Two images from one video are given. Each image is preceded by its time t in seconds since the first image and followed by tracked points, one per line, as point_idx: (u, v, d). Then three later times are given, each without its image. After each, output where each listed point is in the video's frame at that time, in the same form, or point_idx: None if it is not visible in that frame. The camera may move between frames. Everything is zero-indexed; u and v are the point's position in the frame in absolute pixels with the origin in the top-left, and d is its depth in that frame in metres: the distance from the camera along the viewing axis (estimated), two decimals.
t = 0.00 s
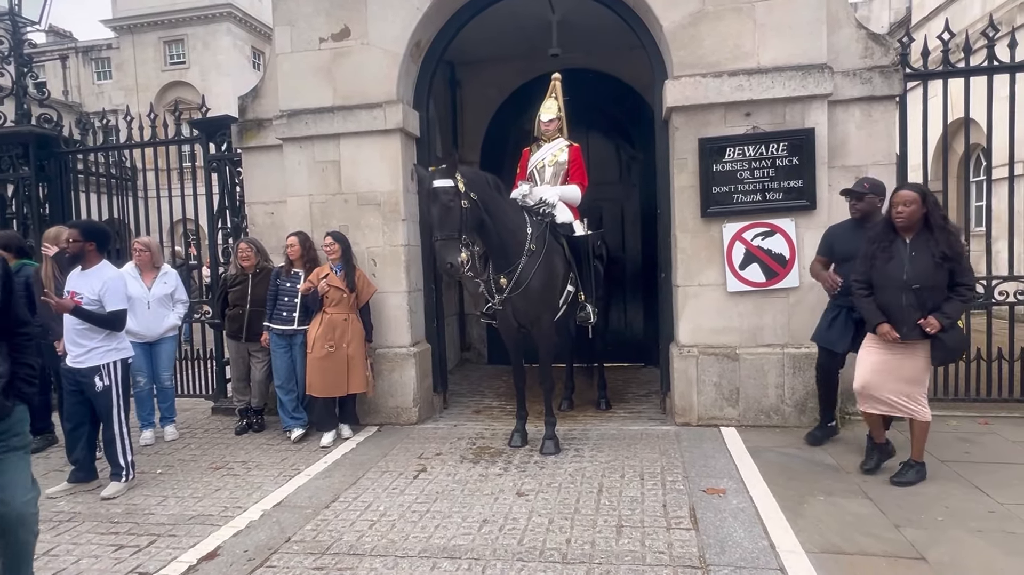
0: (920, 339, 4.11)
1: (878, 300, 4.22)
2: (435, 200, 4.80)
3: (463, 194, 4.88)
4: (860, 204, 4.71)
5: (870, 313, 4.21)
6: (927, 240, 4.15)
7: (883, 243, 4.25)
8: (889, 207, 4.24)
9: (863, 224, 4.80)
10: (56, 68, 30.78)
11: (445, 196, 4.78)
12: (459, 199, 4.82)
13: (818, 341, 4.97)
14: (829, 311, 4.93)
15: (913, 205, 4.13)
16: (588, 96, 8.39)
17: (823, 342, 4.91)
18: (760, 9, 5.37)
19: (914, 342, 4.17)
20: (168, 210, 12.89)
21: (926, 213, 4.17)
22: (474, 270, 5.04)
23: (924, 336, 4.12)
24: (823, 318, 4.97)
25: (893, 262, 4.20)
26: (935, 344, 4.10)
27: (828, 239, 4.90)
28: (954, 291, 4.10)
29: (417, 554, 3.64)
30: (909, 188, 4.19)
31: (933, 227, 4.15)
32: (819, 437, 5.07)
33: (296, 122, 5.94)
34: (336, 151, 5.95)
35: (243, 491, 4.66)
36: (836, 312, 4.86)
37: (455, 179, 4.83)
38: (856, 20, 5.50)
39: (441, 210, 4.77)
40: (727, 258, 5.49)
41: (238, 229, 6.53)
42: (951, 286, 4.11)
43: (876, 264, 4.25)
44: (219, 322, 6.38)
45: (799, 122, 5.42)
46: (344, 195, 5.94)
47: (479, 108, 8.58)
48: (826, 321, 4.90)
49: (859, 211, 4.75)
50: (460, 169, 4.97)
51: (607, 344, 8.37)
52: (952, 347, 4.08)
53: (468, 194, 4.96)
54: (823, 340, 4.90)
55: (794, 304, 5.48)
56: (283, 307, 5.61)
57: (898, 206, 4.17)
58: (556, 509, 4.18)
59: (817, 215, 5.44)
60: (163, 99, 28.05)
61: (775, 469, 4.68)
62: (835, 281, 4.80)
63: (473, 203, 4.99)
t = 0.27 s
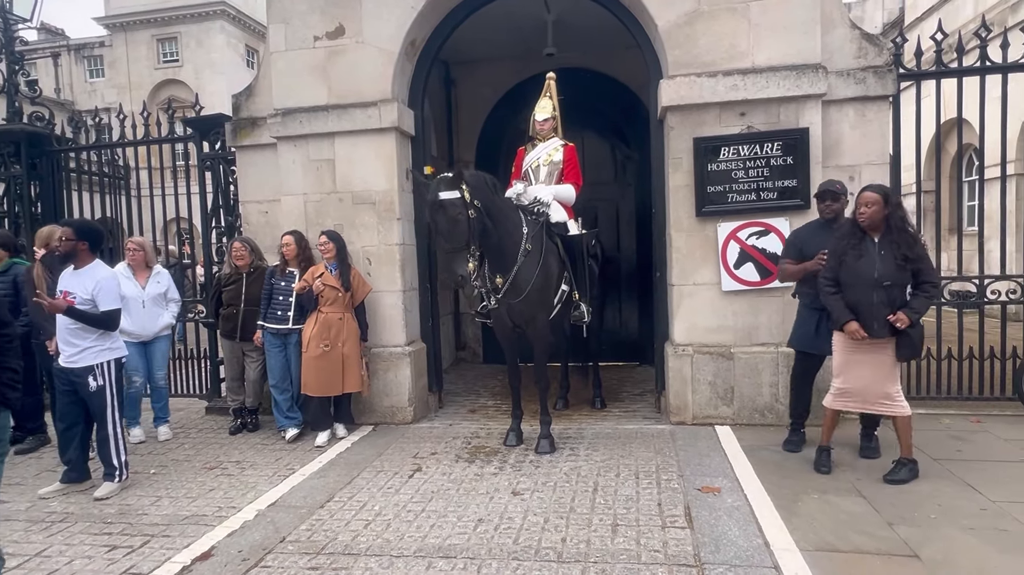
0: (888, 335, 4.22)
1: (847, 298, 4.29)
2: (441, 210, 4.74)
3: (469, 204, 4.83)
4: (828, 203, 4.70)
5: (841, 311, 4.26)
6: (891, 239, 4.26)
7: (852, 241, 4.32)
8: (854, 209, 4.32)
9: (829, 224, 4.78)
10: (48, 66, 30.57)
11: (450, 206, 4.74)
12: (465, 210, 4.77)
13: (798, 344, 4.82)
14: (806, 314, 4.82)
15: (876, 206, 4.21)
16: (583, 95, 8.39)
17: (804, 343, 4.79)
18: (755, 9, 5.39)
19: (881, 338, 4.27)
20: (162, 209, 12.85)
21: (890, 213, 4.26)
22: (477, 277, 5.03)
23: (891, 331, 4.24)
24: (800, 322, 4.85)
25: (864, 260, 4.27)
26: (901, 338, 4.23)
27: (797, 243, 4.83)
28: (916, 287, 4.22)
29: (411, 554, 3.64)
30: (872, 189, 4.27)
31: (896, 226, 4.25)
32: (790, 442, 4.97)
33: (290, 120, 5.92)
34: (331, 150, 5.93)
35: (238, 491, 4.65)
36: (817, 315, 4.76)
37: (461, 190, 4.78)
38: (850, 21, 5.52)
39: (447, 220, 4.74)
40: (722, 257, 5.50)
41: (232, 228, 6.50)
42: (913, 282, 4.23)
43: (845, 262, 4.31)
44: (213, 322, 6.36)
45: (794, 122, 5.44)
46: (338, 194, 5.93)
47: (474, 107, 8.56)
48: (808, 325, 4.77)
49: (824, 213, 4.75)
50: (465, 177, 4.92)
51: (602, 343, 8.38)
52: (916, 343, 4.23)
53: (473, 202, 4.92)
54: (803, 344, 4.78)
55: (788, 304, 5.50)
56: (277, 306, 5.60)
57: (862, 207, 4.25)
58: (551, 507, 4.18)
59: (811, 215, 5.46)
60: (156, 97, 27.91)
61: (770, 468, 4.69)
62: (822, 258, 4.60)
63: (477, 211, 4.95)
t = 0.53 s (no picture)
0: (862, 331, 4.29)
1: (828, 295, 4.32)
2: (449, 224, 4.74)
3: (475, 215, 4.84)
4: (808, 203, 4.72)
5: (830, 304, 4.26)
6: (866, 238, 4.33)
7: (831, 240, 4.36)
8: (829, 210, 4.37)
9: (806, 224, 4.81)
10: (42, 64, 30.41)
11: (460, 220, 4.74)
12: (473, 221, 4.79)
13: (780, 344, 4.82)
14: (789, 313, 4.80)
15: (850, 207, 4.27)
16: (580, 95, 8.39)
17: (785, 342, 4.78)
18: (752, 9, 5.39)
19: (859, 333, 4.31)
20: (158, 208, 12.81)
21: (863, 213, 4.33)
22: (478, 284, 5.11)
23: (864, 326, 4.29)
24: (783, 321, 4.83)
25: (843, 258, 4.31)
26: (875, 332, 4.27)
27: (776, 241, 4.81)
28: (889, 283, 4.30)
29: (408, 554, 3.63)
30: (846, 190, 4.33)
31: (869, 226, 4.32)
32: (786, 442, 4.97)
33: (286, 119, 5.90)
34: (327, 149, 5.92)
35: (234, 491, 4.63)
36: (801, 315, 4.74)
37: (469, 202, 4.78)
38: (846, 20, 5.53)
39: (456, 233, 4.74)
40: (718, 256, 5.51)
41: (228, 227, 6.48)
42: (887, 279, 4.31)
43: (825, 260, 4.34)
44: (209, 321, 6.33)
45: (790, 122, 5.44)
46: (335, 194, 5.91)
47: (471, 106, 8.56)
48: (793, 326, 4.74)
49: (803, 212, 4.78)
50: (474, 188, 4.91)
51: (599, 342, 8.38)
52: (891, 336, 4.25)
53: (479, 213, 4.93)
54: (786, 344, 4.77)
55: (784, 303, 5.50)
56: (273, 304, 5.59)
57: (837, 208, 4.30)
58: (548, 507, 4.17)
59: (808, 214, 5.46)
60: (151, 96, 27.80)
61: (767, 467, 4.69)
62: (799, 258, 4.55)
63: (482, 220, 4.98)
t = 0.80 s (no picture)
0: (858, 329, 4.30)
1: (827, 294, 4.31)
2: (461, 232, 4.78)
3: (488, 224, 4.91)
4: (804, 201, 4.74)
5: (840, 295, 4.21)
6: (860, 237, 4.36)
7: (827, 239, 4.37)
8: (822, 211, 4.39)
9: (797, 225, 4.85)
10: (39, 63, 30.33)
11: (473, 228, 4.81)
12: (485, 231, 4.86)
13: (775, 343, 4.80)
14: (782, 312, 4.80)
15: (844, 207, 4.29)
16: (579, 94, 8.39)
17: (779, 341, 4.77)
18: (750, 9, 5.39)
19: (854, 329, 4.30)
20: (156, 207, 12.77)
21: (856, 213, 4.35)
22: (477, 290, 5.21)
23: (860, 324, 4.29)
24: (777, 320, 4.82)
25: (840, 257, 4.32)
26: (871, 330, 4.25)
27: (771, 240, 4.79)
28: (884, 281, 4.32)
29: (407, 554, 3.62)
30: (839, 190, 4.34)
31: (862, 225, 4.34)
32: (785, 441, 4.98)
33: (284, 118, 5.89)
34: (325, 148, 5.91)
35: (231, 491, 4.62)
36: (795, 313, 4.74)
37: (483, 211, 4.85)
38: (845, 20, 5.53)
39: (469, 241, 4.81)
40: (717, 256, 5.51)
41: (226, 226, 6.47)
42: (882, 276, 4.33)
43: (823, 260, 4.34)
44: (207, 321, 6.32)
45: (789, 121, 5.44)
46: (333, 193, 5.90)
47: (469, 105, 8.55)
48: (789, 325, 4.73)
49: (797, 211, 4.79)
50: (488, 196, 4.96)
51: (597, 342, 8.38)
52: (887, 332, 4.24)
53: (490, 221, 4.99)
54: (782, 343, 4.74)
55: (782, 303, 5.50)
56: (271, 303, 5.58)
57: (831, 209, 4.31)
58: (547, 507, 4.17)
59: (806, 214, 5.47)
60: (148, 95, 27.75)
61: (765, 466, 4.69)
62: (797, 258, 4.52)
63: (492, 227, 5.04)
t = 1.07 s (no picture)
0: (861, 329, 4.29)
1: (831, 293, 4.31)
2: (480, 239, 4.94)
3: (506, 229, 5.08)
4: (798, 202, 4.71)
5: (845, 296, 4.21)
6: (864, 237, 4.37)
7: (831, 240, 4.39)
8: (825, 211, 4.41)
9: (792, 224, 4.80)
10: (40, 62, 30.33)
11: (493, 236, 4.97)
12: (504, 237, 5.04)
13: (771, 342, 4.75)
14: (777, 310, 4.75)
15: (849, 207, 4.31)
16: (578, 94, 8.39)
17: (776, 340, 4.72)
18: (751, 8, 5.39)
19: (859, 329, 4.29)
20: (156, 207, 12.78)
21: (861, 213, 4.36)
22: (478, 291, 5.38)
23: (864, 324, 4.28)
24: (772, 318, 4.77)
25: (844, 257, 4.33)
26: (874, 330, 4.24)
27: (768, 240, 4.77)
28: (888, 281, 4.30)
29: (407, 554, 3.62)
30: (844, 191, 4.37)
31: (866, 226, 4.36)
32: (773, 443, 4.90)
33: (284, 118, 5.89)
34: (325, 148, 5.91)
35: (231, 491, 4.61)
36: (791, 312, 4.70)
37: (503, 218, 5.00)
38: (845, 20, 5.53)
39: (489, 248, 4.98)
40: (717, 256, 5.50)
41: (226, 226, 6.47)
42: (885, 277, 4.32)
43: (827, 259, 4.35)
44: (207, 320, 6.31)
45: (789, 121, 5.44)
46: (333, 193, 5.90)
47: (469, 105, 8.55)
48: (781, 320, 4.70)
49: (792, 211, 4.76)
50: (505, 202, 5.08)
51: (597, 342, 8.38)
52: (890, 333, 4.22)
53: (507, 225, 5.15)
54: (776, 340, 4.72)
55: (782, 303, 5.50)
56: (271, 303, 5.58)
57: (835, 209, 4.34)
58: (547, 507, 4.17)
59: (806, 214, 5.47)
60: (148, 95, 27.74)
61: (766, 466, 4.69)
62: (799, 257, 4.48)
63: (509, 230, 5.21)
